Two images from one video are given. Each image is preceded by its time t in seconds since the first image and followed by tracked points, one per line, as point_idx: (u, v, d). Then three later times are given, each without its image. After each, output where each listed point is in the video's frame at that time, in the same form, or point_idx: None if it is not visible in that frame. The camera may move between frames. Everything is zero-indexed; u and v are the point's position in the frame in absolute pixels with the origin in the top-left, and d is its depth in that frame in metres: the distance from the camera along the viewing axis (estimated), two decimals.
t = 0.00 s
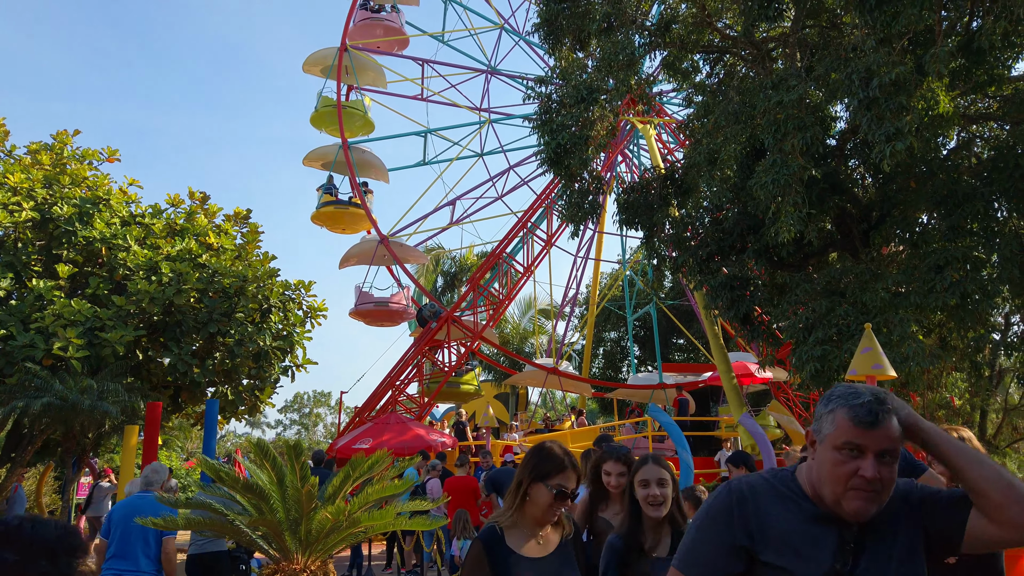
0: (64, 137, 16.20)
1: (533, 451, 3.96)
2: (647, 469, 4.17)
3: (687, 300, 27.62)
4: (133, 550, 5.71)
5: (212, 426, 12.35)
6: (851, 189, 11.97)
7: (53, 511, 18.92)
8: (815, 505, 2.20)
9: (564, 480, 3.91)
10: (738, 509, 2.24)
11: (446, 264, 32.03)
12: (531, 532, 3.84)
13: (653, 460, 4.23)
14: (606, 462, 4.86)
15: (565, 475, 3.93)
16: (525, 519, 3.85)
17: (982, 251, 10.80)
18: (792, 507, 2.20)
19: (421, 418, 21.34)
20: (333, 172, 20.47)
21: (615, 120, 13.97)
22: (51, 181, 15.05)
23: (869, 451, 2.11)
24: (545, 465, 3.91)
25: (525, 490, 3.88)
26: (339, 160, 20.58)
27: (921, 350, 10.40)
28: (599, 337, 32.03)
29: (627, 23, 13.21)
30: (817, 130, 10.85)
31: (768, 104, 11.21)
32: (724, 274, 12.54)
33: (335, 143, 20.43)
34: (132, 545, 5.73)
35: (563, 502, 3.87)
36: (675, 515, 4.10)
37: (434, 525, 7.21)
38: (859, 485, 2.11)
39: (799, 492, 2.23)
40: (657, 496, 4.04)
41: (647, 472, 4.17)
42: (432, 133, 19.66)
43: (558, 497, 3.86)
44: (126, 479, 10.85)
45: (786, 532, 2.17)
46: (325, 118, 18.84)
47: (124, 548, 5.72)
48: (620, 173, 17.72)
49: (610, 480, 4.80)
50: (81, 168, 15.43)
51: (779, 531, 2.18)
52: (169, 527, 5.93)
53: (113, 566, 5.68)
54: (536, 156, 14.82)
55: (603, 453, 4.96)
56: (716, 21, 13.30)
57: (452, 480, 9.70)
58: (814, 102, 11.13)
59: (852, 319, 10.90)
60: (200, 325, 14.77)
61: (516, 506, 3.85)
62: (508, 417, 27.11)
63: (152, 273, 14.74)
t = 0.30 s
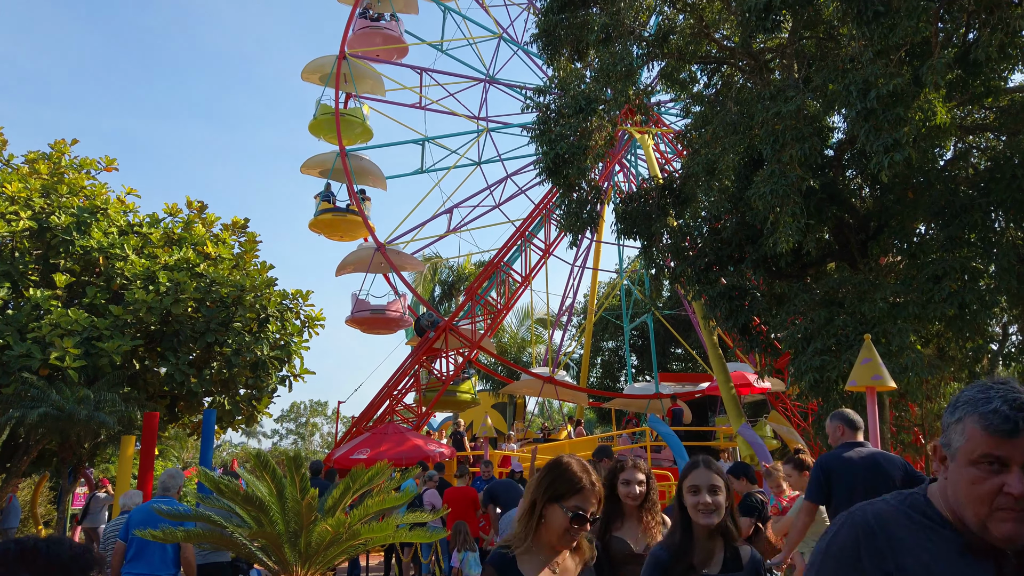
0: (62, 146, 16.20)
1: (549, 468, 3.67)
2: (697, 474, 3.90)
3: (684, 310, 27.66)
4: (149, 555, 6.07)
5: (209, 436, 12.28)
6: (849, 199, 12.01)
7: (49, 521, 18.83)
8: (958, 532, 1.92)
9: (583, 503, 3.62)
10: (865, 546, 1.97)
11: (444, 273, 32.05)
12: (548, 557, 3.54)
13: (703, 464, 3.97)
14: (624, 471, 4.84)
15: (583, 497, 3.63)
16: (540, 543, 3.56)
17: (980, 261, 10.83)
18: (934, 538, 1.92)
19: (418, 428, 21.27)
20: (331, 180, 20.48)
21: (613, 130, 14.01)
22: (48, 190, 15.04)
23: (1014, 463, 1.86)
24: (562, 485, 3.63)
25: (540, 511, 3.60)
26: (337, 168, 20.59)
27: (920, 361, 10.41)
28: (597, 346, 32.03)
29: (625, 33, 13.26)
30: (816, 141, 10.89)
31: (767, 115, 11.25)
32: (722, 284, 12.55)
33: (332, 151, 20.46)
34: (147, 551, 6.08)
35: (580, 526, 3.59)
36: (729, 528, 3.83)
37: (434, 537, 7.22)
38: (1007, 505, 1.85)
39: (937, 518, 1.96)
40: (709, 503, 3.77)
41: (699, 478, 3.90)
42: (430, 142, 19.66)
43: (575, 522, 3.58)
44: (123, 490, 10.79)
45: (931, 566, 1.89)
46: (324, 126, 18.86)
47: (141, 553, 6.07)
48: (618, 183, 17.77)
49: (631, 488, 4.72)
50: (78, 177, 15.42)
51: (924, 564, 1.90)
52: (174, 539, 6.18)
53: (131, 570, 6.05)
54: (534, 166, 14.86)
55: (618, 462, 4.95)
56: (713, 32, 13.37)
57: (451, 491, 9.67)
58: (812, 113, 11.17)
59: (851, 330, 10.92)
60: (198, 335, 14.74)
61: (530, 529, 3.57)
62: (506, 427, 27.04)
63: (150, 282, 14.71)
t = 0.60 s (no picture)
0: (61, 153, 16.22)
1: (600, 462, 3.14)
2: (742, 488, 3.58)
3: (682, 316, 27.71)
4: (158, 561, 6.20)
5: (208, 443, 12.27)
6: (846, 207, 12.06)
7: (46, 528, 18.79)
8: None
9: (636, 503, 3.06)
10: (987, 563, 1.22)
11: (442, 279, 32.10)
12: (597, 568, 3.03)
13: (745, 477, 3.65)
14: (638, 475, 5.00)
15: (637, 496, 3.08)
16: (586, 552, 3.05)
17: (977, 269, 10.89)
18: None
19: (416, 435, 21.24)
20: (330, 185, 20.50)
21: (611, 138, 14.07)
22: (47, 197, 15.07)
23: None
24: (612, 481, 3.07)
25: (587, 513, 3.07)
26: (336, 173, 20.62)
27: (918, 367, 10.45)
28: (595, 353, 32.06)
29: (623, 42, 13.33)
30: (813, 149, 10.93)
31: (764, 123, 11.31)
32: (720, 291, 12.59)
33: (331, 156, 20.50)
34: (156, 559, 6.20)
35: (635, 530, 3.04)
36: (776, 545, 3.56)
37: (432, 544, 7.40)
38: None
39: None
40: (755, 524, 3.48)
41: (742, 494, 3.60)
42: (428, 148, 19.70)
43: (628, 524, 3.03)
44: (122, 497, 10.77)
45: None
46: (323, 131, 18.90)
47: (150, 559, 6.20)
48: (616, 189, 17.81)
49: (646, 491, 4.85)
50: (77, 184, 15.46)
51: None
52: (176, 547, 6.21)
53: None
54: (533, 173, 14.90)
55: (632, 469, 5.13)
56: (710, 41, 13.46)
57: (451, 497, 9.71)
58: (809, 121, 11.22)
59: (848, 337, 10.95)
60: (197, 341, 14.75)
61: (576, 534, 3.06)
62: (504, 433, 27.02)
63: (148, 288, 14.72)
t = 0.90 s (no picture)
0: (57, 158, 16.20)
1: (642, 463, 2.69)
2: (796, 492, 3.07)
3: (678, 321, 27.73)
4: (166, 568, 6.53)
5: (203, 448, 12.21)
6: (843, 213, 12.10)
7: (40, 534, 18.74)
8: None
9: (692, 505, 2.59)
10: None
11: (439, 285, 32.11)
12: None
13: (801, 480, 3.12)
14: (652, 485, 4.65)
15: (692, 497, 2.61)
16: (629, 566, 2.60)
17: (973, 275, 10.92)
18: None
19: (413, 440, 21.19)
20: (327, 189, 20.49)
21: (609, 143, 14.09)
22: (44, 202, 15.05)
23: None
24: (663, 480, 2.61)
25: (633, 519, 2.61)
26: (333, 177, 20.60)
27: (914, 373, 10.48)
28: (592, 358, 32.07)
29: (620, 48, 13.36)
30: (810, 155, 10.96)
31: (761, 129, 11.33)
32: (717, 297, 12.61)
33: (328, 160, 20.50)
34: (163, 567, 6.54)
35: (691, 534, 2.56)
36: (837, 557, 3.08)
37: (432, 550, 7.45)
38: None
39: None
40: (813, 534, 3.01)
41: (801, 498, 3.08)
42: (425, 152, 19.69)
43: (684, 529, 2.55)
44: (118, 503, 10.73)
45: None
46: (320, 136, 18.90)
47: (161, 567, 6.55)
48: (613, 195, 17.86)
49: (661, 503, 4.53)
50: (74, 189, 15.44)
51: None
52: (172, 553, 6.46)
53: None
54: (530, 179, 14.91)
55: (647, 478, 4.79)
56: (707, 47, 13.50)
57: (451, 504, 9.69)
58: (805, 127, 11.25)
59: (845, 343, 10.97)
60: (193, 346, 14.72)
61: (621, 546, 2.60)
62: (501, 439, 26.98)
63: (145, 294, 14.69)
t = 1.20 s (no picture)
0: (59, 163, 16.23)
1: (681, 457, 2.55)
2: (885, 503, 2.87)
3: (679, 327, 27.74)
4: None
5: (205, 453, 12.20)
6: (843, 218, 12.12)
7: (41, 539, 18.73)
8: None
9: (749, 486, 2.44)
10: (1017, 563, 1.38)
11: (439, 290, 32.14)
12: None
13: (889, 488, 2.92)
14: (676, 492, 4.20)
15: (744, 477, 2.46)
16: (691, 570, 2.44)
17: (975, 280, 10.92)
18: None
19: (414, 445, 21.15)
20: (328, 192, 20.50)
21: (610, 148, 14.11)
22: (45, 207, 15.08)
23: None
24: (708, 468, 2.47)
25: (683, 517, 2.45)
26: (334, 181, 20.63)
27: (916, 378, 10.47)
28: (593, 363, 32.07)
29: (621, 53, 13.39)
30: (811, 160, 10.98)
31: (762, 134, 11.34)
32: (717, 302, 12.61)
33: (328, 164, 20.53)
34: None
35: (754, 519, 2.39)
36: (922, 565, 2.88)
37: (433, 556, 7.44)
38: None
39: None
40: (901, 551, 2.79)
41: (889, 508, 2.86)
42: (427, 156, 19.71)
43: (746, 515, 2.39)
44: (119, 509, 10.70)
45: None
46: (322, 139, 18.92)
47: None
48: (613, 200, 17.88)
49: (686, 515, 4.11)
50: (76, 194, 15.48)
51: None
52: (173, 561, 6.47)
53: None
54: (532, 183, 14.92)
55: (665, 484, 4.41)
56: (708, 53, 13.54)
57: (452, 509, 9.66)
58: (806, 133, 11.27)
59: (847, 348, 10.97)
60: (194, 351, 14.72)
61: (674, 546, 2.46)
62: (502, 443, 26.95)
63: (146, 298, 14.69)
